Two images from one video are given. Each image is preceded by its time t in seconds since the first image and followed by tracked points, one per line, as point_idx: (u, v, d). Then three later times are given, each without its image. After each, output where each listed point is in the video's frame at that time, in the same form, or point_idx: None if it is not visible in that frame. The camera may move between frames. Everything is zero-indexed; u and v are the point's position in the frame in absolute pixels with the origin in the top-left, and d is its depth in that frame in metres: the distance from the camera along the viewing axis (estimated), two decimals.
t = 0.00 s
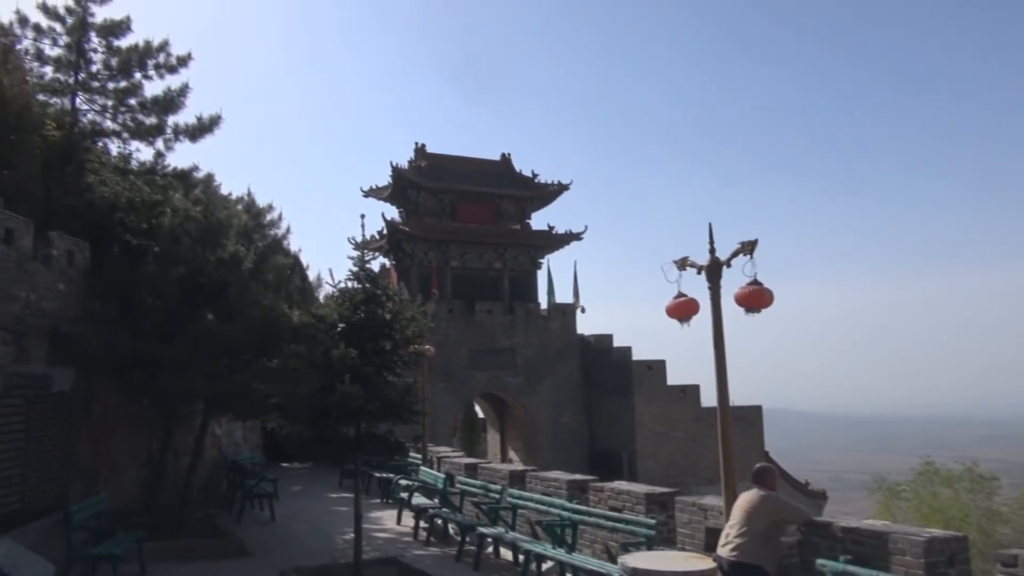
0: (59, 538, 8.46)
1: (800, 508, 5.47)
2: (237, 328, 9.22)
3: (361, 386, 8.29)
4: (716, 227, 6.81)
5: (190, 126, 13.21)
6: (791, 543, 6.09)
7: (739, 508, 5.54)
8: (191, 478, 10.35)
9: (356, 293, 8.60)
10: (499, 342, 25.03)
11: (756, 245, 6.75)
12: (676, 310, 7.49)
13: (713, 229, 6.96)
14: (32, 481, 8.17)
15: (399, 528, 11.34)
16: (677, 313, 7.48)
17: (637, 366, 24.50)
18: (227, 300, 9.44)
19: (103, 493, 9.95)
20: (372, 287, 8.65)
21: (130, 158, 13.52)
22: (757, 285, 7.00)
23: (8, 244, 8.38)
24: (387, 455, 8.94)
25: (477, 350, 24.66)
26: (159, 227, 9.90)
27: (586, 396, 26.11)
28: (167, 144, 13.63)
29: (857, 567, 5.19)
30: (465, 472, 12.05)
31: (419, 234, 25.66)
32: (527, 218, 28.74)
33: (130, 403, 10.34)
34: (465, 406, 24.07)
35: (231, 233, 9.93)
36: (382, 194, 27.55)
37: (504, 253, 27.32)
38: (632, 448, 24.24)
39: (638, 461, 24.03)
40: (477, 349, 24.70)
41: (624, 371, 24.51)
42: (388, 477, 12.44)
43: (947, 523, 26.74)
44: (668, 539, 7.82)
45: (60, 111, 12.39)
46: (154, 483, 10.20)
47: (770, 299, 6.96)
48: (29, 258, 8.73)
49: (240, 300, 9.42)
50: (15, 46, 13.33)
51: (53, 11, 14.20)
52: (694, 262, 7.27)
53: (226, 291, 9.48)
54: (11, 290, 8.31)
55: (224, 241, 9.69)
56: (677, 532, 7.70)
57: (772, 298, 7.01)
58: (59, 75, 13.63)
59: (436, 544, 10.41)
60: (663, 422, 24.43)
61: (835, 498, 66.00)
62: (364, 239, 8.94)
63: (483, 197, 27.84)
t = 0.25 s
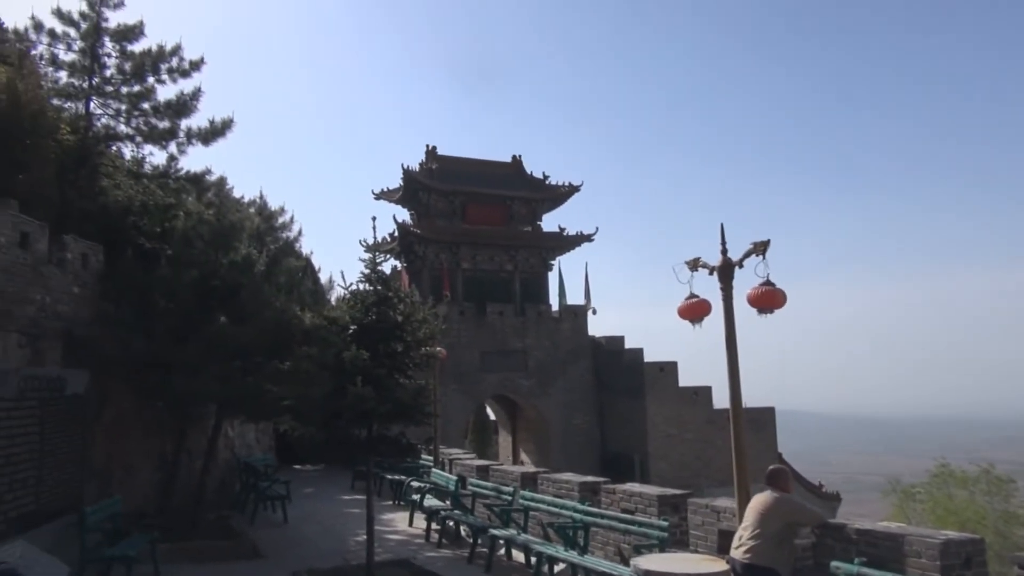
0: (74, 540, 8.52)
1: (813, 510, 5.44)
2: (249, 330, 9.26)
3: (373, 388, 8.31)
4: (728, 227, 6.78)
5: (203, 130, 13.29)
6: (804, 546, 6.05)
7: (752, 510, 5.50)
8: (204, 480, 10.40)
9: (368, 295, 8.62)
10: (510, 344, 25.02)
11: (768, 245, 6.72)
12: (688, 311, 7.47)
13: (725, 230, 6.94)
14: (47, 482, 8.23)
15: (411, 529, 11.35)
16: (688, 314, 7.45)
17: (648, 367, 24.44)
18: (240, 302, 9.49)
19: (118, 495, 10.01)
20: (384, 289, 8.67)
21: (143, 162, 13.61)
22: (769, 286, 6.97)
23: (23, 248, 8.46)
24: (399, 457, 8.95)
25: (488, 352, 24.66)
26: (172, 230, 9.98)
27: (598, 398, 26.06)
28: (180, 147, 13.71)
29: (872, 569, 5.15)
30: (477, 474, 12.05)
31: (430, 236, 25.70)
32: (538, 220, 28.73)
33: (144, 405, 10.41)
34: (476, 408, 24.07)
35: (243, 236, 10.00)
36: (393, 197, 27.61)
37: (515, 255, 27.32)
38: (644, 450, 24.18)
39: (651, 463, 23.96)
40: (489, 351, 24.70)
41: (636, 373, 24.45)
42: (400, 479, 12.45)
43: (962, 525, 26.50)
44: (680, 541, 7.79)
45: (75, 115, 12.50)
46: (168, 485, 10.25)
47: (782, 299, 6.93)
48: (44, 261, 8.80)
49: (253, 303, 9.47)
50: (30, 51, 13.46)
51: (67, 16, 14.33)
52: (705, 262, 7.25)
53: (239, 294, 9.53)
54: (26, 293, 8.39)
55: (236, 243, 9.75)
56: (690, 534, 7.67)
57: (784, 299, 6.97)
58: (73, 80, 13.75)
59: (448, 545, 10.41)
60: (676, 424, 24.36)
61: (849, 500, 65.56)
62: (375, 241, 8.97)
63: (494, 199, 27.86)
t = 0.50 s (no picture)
0: (86, 541, 8.56)
1: (824, 511, 5.40)
2: (259, 332, 9.29)
3: (382, 389, 8.32)
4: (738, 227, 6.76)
5: (212, 133, 13.35)
6: (816, 547, 6.01)
7: (763, 511, 5.47)
8: (215, 481, 10.43)
9: (377, 297, 8.63)
10: (519, 345, 25.01)
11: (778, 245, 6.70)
12: (697, 311, 7.45)
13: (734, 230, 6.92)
14: (58, 484, 8.28)
15: (420, 531, 11.36)
16: (698, 314, 7.43)
17: (657, 368, 24.39)
18: (250, 304, 9.52)
19: (129, 496, 10.05)
20: (392, 290, 8.68)
21: (153, 165, 13.67)
22: (779, 286, 6.94)
23: (34, 251, 8.52)
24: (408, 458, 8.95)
25: (497, 354, 24.66)
26: (182, 232, 10.03)
27: (607, 399, 26.01)
28: (189, 150, 13.77)
29: (884, 571, 5.11)
30: (486, 475, 12.05)
31: (438, 237, 25.73)
32: (546, 221, 28.72)
33: (154, 407, 10.45)
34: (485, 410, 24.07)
35: (253, 238, 10.03)
36: (402, 199, 27.65)
37: (523, 256, 27.31)
38: (653, 451, 24.13)
39: (660, 464, 23.91)
40: (497, 352, 24.69)
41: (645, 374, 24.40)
42: (409, 480, 12.47)
43: (975, 526, 26.32)
44: (690, 543, 7.77)
45: (85, 119, 12.57)
46: (178, 486, 10.29)
47: (793, 299, 6.90)
48: (55, 264, 8.85)
49: (262, 305, 9.49)
50: (40, 55, 13.54)
51: (78, 21, 14.42)
52: (715, 262, 7.22)
53: (248, 296, 9.56)
54: (37, 296, 8.44)
55: (245, 246, 9.79)
56: (700, 535, 7.65)
57: (794, 299, 6.94)
58: (84, 84, 13.83)
59: (457, 547, 10.40)
60: (685, 425, 24.29)
61: (860, 502, 65.21)
62: (384, 243, 8.98)
63: (502, 200, 27.86)
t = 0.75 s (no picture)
0: (98, 541, 8.60)
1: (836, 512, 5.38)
2: (269, 333, 9.32)
3: (392, 390, 8.33)
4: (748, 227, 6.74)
5: (222, 134, 13.40)
6: (828, 548, 5.98)
7: (774, 513, 5.45)
8: (225, 481, 10.47)
9: (387, 297, 8.65)
10: (528, 346, 25.00)
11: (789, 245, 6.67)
12: (707, 312, 7.43)
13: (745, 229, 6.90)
14: (71, 484, 8.32)
15: (430, 531, 11.37)
16: (708, 315, 7.41)
17: (667, 369, 24.35)
18: (260, 305, 9.56)
19: (141, 496, 10.11)
20: (402, 290, 8.69)
21: (164, 167, 13.74)
22: (790, 286, 6.91)
23: (47, 252, 8.58)
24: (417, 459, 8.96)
25: (506, 354, 24.65)
26: (193, 234, 10.08)
27: (616, 400, 25.96)
28: (199, 152, 13.84)
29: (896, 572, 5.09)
30: (495, 476, 12.05)
31: (448, 238, 25.75)
32: (555, 222, 28.71)
33: (166, 407, 10.50)
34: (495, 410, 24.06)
35: (263, 239, 10.07)
36: (411, 199, 27.69)
37: (532, 256, 27.31)
38: (663, 451, 24.09)
39: (669, 465, 23.87)
40: (507, 353, 24.68)
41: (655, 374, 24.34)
42: (418, 481, 12.48)
43: (987, 527, 26.16)
44: (701, 544, 7.76)
45: (97, 121, 12.65)
46: (189, 486, 10.33)
47: (804, 299, 6.87)
48: (68, 265, 8.91)
49: (272, 306, 9.52)
50: (52, 58, 13.64)
51: (89, 24, 14.51)
52: (725, 263, 7.21)
53: (258, 297, 9.59)
54: (50, 296, 8.50)
55: (256, 247, 9.83)
56: (710, 536, 7.64)
57: (805, 299, 6.92)
58: (95, 86, 13.92)
59: (466, 547, 10.41)
60: (695, 425, 24.25)
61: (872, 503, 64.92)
62: (394, 243, 9.00)
63: (511, 201, 27.87)
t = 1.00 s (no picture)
0: (112, 540, 8.65)
1: (850, 516, 5.35)
2: (282, 334, 9.35)
3: (404, 391, 8.34)
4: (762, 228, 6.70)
5: (236, 136, 13.47)
6: (841, 552, 5.94)
7: (787, 516, 5.42)
8: (238, 482, 10.51)
9: (399, 299, 8.66)
10: (539, 347, 24.99)
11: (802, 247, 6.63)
12: (720, 313, 7.40)
13: (758, 231, 6.87)
14: (85, 483, 8.38)
15: (441, 532, 11.38)
16: (720, 316, 7.38)
17: (679, 371, 24.27)
18: (273, 306, 9.59)
19: (154, 496, 10.17)
20: (414, 292, 8.70)
21: (178, 168, 13.83)
22: (803, 288, 6.87)
23: (62, 253, 8.65)
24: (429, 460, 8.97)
25: (518, 355, 24.65)
26: (206, 235, 10.14)
27: (627, 402, 25.90)
28: (213, 153, 13.92)
29: None
30: (506, 477, 12.05)
31: (459, 239, 25.78)
32: (567, 223, 28.69)
33: (179, 408, 10.55)
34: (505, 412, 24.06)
35: (276, 240, 10.12)
36: (422, 201, 27.74)
37: (543, 258, 27.30)
38: (674, 453, 24.03)
39: (681, 467, 23.80)
40: (518, 354, 24.68)
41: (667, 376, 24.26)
42: (430, 482, 12.49)
43: (1003, 532, 25.91)
44: (713, 547, 7.72)
45: (112, 123, 12.76)
46: (202, 487, 10.38)
47: (817, 301, 6.83)
48: (83, 266, 8.98)
49: (284, 307, 9.55)
50: (69, 61, 13.77)
51: (105, 26, 14.63)
52: (738, 264, 7.17)
53: (271, 298, 9.64)
54: (64, 297, 8.57)
55: (268, 248, 9.88)
56: (723, 539, 7.60)
57: (819, 301, 6.88)
58: (110, 88, 14.03)
59: (478, 549, 10.41)
60: (707, 428, 24.16)
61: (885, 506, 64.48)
62: (405, 245, 9.01)
63: (522, 202, 27.88)
